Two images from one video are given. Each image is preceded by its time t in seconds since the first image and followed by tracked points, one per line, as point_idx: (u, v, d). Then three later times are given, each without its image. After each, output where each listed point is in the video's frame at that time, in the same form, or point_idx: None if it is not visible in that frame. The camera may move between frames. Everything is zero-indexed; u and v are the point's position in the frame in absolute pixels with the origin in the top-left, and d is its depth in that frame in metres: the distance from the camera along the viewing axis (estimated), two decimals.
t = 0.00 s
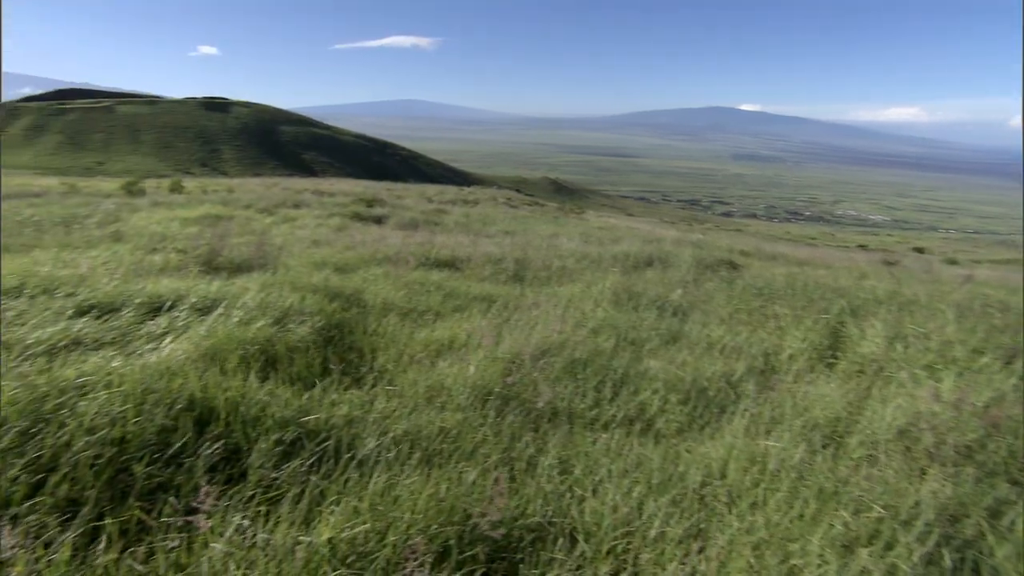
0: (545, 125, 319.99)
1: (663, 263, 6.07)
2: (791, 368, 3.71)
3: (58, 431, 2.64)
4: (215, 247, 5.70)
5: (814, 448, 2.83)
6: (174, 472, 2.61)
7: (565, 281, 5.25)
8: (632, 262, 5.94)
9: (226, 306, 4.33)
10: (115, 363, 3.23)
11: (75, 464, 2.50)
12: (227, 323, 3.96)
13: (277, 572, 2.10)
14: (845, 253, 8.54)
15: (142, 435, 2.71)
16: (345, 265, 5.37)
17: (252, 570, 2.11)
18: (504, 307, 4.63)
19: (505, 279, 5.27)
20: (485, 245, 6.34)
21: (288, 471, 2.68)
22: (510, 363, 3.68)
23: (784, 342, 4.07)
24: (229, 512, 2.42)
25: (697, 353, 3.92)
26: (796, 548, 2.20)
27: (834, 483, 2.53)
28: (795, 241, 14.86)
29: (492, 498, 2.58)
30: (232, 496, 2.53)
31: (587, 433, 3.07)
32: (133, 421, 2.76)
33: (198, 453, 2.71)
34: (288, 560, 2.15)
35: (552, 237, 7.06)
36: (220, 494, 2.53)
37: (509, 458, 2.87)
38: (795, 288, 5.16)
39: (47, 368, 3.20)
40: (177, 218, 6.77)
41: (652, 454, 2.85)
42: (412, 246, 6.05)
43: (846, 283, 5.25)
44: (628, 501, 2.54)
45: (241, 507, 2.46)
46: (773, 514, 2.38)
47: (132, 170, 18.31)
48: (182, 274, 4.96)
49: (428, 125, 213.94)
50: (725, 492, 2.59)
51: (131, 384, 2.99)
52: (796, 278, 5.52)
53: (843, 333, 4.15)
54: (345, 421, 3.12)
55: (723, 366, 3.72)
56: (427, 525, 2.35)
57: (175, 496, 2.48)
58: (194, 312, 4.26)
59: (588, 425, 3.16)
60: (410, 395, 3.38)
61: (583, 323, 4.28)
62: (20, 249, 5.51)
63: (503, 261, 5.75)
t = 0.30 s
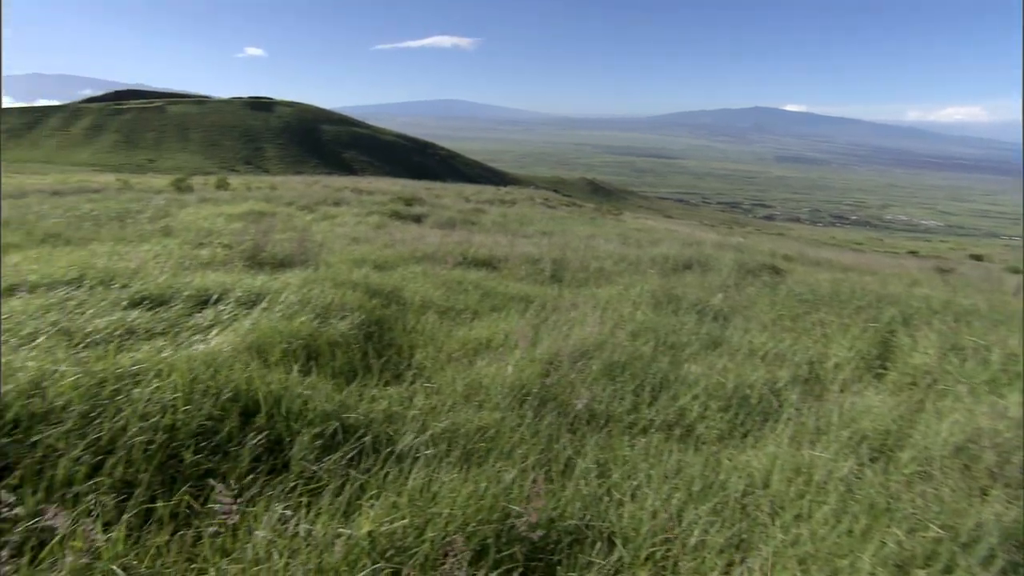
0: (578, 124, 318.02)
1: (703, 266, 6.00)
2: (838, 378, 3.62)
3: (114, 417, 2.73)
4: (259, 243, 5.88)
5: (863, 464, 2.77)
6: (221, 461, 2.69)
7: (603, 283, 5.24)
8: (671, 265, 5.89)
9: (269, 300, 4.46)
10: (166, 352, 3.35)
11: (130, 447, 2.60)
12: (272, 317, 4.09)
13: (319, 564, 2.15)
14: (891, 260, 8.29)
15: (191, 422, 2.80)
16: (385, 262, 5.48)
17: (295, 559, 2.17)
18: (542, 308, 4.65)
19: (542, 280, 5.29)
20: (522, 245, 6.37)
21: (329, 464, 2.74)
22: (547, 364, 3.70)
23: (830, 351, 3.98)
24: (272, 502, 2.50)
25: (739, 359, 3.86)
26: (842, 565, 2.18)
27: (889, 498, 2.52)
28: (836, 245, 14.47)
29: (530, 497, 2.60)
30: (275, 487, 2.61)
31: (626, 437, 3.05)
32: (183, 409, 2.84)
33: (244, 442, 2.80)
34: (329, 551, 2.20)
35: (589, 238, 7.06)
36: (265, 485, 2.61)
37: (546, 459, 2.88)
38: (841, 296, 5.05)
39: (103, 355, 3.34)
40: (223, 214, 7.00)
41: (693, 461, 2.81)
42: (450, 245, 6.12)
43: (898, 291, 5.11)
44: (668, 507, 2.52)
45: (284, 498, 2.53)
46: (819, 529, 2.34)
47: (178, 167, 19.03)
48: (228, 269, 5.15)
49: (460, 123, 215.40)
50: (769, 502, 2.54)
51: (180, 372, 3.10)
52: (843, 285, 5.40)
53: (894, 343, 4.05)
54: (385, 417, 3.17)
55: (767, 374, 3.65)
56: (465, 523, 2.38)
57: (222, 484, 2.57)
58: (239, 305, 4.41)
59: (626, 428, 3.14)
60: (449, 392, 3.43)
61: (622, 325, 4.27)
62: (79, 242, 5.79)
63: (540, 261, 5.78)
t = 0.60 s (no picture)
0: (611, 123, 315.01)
1: (743, 270, 5.88)
2: (887, 390, 3.50)
3: (164, 405, 2.81)
4: (300, 240, 6.04)
5: (915, 481, 2.68)
6: (264, 451, 2.76)
7: (640, 286, 5.18)
8: (710, 269, 5.79)
9: (311, 296, 4.57)
10: (212, 345, 3.47)
11: (179, 434, 2.67)
12: (314, 312, 4.19)
13: (358, 556, 2.16)
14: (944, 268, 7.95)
15: (237, 411, 2.87)
16: (422, 260, 5.55)
17: (336, 550, 2.20)
18: (579, 310, 4.64)
19: (579, 282, 5.28)
20: (558, 245, 6.36)
21: (368, 459, 2.78)
22: (584, 366, 3.68)
23: (880, 361, 3.85)
24: (313, 494, 2.55)
25: (782, 366, 3.76)
26: None
27: (945, 519, 2.45)
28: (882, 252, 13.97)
29: (568, 500, 2.59)
30: (316, 479, 2.67)
31: (665, 442, 3.00)
32: (228, 399, 2.91)
33: (287, 434, 2.86)
34: (368, 544, 2.21)
35: (626, 240, 6.99)
36: (306, 476, 2.67)
37: (583, 462, 2.87)
38: (891, 305, 4.87)
39: (155, 344, 3.48)
40: (266, 211, 7.21)
41: (734, 470, 2.76)
42: (487, 244, 6.16)
43: (953, 302, 4.90)
44: (708, 515, 2.47)
45: (324, 490, 2.59)
46: (867, 547, 2.28)
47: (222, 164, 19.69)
48: (271, 265, 5.30)
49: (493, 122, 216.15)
50: (815, 515, 2.47)
51: (227, 363, 3.19)
52: (893, 293, 5.22)
53: (948, 356, 3.90)
54: (424, 414, 3.21)
55: (812, 382, 3.54)
56: (502, 522, 2.38)
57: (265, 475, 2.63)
58: (281, 300, 4.53)
59: (664, 434, 3.09)
60: (486, 391, 3.45)
61: (660, 329, 4.22)
62: (132, 235, 6.06)
63: (578, 263, 5.76)
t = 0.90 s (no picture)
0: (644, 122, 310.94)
1: (784, 275, 5.73)
2: (939, 404, 3.37)
3: (209, 395, 2.91)
4: (339, 237, 6.17)
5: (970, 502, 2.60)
6: (303, 444, 2.82)
7: (677, 289, 5.11)
8: (749, 273, 5.67)
9: (349, 293, 4.67)
10: (256, 338, 3.57)
11: (223, 424, 2.75)
12: (353, 308, 4.27)
13: (395, 550, 2.18)
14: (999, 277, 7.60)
15: (278, 403, 2.94)
16: (458, 259, 5.61)
17: (373, 543, 2.22)
18: (615, 313, 4.60)
19: (615, 284, 5.25)
20: (593, 247, 6.33)
21: (405, 455, 2.82)
22: (621, 369, 3.66)
23: (931, 372, 3.70)
24: (352, 488, 2.60)
25: (826, 375, 3.65)
26: None
27: (1004, 542, 2.37)
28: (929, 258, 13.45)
29: (603, 503, 2.58)
30: (354, 473, 2.71)
31: (703, 449, 2.95)
32: (270, 391, 2.99)
33: (326, 427, 2.92)
34: (405, 540, 2.23)
35: (663, 242, 6.91)
36: (344, 470, 2.72)
37: (619, 466, 2.84)
38: (943, 314, 4.69)
39: (202, 337, 3.61)
40: (305, 209, 7.39)
41: (775, 480, 2.70)
42: (522, 245, 6.18)
43: (1010, 314, 4.69)
44: (748, 525, 2.42)
45: (362, 484, 2.63)
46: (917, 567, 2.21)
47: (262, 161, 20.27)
48: (311, 261, 5.44)
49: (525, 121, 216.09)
50: (861, 530, 2.40)
51: (269, 357, 3.28)
52: (945, 302, 5.01)
53: (1006, 370, 3.73)
54: (461, 412, 3.23)
55: (857, 392, 3.43)
56: (538, 523, 2.37)
57: (306, 468, 2.69)
58: (320, 296, 4.64)
59: (702, 440, 3.04)
60: (522, 391, 3.46)
61: (699, 333, 4.15)
62: (179, 231, 6.30)
63: (615, 264, 5.73)
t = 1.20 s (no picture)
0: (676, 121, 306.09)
1: (825, 280, 5.58)
2: (991, 420, 3.24)
3: (249, 388, 3.00)
4: (373, 235, 6.27)
5: None
6: (340, 438, 2.88)
7: (713, 293, 5.02)
8: (788, 278, 5.53)
9: (384, 290, 4.74)
10: (294, 333, 3.67)
11: (263, 416, 2.83)
12: (388, 306, 4.34)
13: (429, 546, 2.21)
14: None
15: (316, 398, 3.02)
16: (491, 259, 5.64)
17: (407, 537, 2.24)
18: (649, 315, 4.56)
19: (649, 286, 5.19)
20: (626, 248, 6.28)
21: (439, 453, 2.85)
22: (655, 373, 3.62)
23: (982, 386, 3.56)
24: (387, 483, 2.64)
25: (870, 385, 3.54)
26: None
27: None
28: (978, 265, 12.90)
29: (637, 508, 2.56)
30: (388, 468, 2.75)
31: (740, 456, 2.90)
32: (308, 386, 3.06)
33: (362, 422, 2.97)
34: (439, 537, 2.25)
35: (698, 244, 6.80)
36: (379, 465, 2.77)
37: (653, 471, 2.81)
38: (996, 326, 4.50)
39: (243, 330, 3.72)
40: (341, 206, 7.53)
41: (816, 491, 2.63)
42: (555, 245, 6.18)
43: None
44: (787, 536, 2.37)
45: (396, 480, 2.67)
46: None
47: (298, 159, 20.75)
48: (346, 258, 5.54)
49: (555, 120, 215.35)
50: (907, 547, 2.33)
51: (307, 352, 3.36)
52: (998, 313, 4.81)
53: None
54: (494, 412, 3.25)
55: (903, 404, 3.32)
56: (572, 525, 2.36)
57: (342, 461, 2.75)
58: (356, 293, 4.73)
59: (739, 447, 2.98)
60: (555, 393, 3.46)
61: (736, 338, 4.07)
62: (219, 226, 6.50)
63: (649, 266, 5.68)
